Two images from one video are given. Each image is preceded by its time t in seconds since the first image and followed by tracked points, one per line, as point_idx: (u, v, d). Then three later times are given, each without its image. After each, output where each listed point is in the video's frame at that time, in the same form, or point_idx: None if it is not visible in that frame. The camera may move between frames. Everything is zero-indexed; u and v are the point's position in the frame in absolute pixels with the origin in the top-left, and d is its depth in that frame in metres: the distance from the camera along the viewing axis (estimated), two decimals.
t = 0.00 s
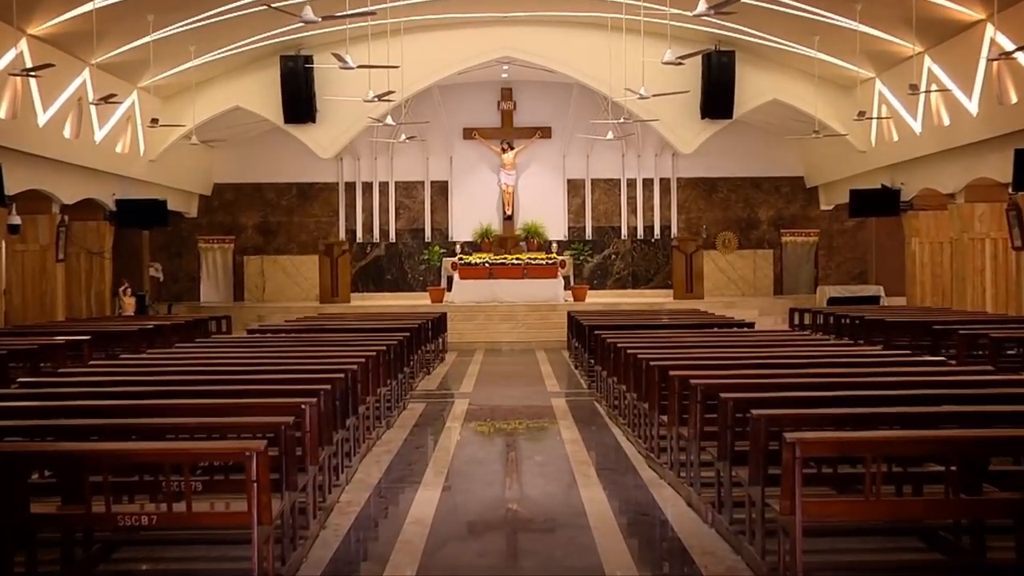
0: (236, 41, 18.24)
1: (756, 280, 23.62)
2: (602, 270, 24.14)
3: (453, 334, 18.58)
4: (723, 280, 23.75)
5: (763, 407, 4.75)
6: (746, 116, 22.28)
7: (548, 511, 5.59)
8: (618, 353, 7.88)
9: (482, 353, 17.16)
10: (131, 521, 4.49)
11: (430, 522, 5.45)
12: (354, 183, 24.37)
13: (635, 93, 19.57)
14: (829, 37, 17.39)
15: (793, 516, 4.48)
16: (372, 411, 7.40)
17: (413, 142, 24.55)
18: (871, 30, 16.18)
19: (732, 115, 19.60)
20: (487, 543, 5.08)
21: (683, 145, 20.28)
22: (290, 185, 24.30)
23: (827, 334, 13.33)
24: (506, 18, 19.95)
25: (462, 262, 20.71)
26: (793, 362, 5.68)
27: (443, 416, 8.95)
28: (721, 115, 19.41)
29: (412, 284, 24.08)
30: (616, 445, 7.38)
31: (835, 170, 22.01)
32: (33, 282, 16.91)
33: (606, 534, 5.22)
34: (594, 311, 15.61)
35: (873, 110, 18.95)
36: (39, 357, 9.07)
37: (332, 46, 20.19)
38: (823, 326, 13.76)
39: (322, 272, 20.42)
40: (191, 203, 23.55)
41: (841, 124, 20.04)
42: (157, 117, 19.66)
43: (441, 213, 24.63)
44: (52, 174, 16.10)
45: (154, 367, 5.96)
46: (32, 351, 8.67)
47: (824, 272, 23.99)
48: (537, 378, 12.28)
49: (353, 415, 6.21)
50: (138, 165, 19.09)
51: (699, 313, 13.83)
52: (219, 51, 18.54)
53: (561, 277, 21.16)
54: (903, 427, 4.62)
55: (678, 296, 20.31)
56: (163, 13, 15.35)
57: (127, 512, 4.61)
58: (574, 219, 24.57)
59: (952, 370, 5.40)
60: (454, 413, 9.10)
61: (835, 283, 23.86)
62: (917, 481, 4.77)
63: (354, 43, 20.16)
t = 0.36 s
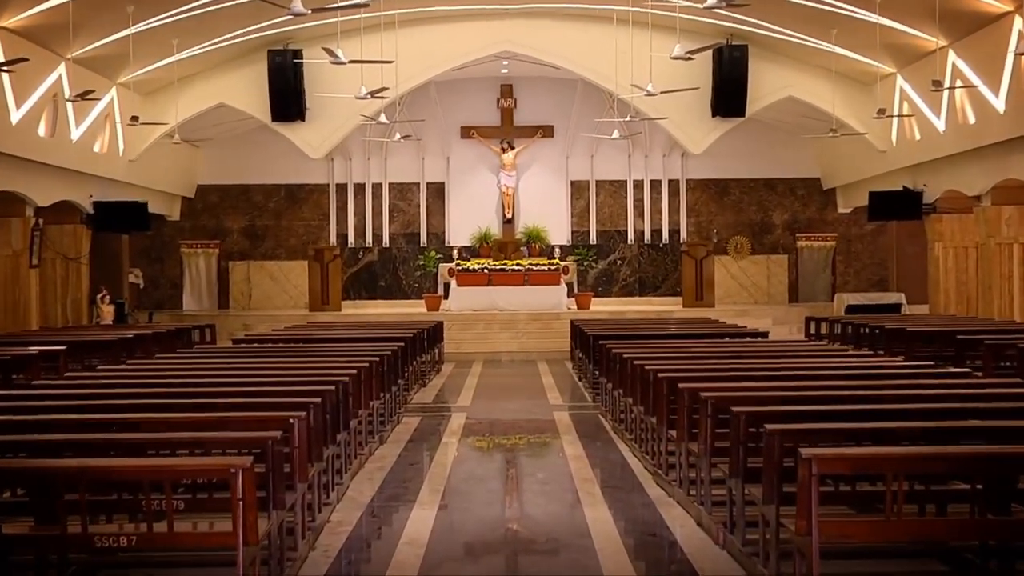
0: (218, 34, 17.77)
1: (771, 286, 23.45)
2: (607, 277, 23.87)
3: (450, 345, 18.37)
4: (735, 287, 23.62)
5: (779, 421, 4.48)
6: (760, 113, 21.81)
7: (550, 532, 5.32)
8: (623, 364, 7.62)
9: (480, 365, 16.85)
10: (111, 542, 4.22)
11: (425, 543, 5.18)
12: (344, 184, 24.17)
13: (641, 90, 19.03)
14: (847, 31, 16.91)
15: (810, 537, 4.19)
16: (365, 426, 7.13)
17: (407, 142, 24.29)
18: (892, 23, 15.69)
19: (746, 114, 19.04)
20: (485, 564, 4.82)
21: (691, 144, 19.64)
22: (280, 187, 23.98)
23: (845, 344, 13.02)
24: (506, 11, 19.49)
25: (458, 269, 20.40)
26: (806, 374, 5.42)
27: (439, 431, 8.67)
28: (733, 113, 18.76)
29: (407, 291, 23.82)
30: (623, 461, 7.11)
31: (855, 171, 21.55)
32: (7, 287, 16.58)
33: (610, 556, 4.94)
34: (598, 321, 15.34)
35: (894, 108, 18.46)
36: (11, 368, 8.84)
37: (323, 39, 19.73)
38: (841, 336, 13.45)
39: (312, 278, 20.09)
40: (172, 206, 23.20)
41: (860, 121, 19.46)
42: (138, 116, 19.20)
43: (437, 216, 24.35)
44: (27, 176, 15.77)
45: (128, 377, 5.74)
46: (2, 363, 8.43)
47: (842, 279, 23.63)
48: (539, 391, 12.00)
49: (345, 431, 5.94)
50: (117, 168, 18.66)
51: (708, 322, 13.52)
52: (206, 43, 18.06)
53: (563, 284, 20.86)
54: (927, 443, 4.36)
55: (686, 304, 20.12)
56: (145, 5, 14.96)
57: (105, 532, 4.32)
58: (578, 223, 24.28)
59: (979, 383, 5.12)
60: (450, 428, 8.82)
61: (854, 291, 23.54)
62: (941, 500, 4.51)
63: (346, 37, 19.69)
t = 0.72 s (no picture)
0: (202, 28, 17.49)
1: (784, 293, 23.04)
2: (612, 283, 23.64)
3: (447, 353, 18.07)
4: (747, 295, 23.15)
5: (793, 435, 4.25)
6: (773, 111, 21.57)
7: (550, 550, 5.09)
8: (629, 373, 7.41)
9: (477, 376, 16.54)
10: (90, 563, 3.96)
11: (421, 562, 4.95)
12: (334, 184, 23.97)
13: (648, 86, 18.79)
14: (865, 25, 16.63)
15: (827, 557, 3.94)
16: (357, 439, 6.90)
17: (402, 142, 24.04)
18: (914, 16, 15.40)
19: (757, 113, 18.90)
20: None
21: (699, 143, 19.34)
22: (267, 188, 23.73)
23: (863, 352, 12.76)
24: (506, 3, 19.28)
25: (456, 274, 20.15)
26: (820, 386, 5.19)
27: (435, 446, 8.43)
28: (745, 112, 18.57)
29: (401, 297, 23.64)
30: (628, 477, 6.88)
31: (874, 172, 21.29)
32: None
33: None
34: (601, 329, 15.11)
35: (915, 106, 18.20)
36: None
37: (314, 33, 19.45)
38: (858, 344, 13.28)
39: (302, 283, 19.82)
40: (153, 208, 22.86)
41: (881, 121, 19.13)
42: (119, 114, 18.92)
43: (433, 219, 24.11)
44: None
45: (102, 389, 5.51)
46: None
47: (859, 285, 23.39)
48: (542, 403, 11.75)
49: (337, 445, 5.72)
50: (94, 168, 18.38)
51: (718, 330, 13.27)
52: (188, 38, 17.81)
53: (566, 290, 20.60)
54: (949, 458, 4.13)
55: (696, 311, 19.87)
56: None
57: (83, 551, 4.09)
58: (581, 227, 24.09)
59: (1006, 397, 4.88)
60: (447, 442, 8.58)
61: (873, 297, 23.31)
62: (963, 518, 4.28)
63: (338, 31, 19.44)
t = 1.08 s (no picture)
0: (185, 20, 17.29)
1: (800, 300, 22.85)
2: (617, 289, 23.32)
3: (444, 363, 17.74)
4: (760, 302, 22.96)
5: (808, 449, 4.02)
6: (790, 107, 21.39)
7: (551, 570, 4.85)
8: (636, 384, 7.20)
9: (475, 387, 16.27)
10: None
11: None
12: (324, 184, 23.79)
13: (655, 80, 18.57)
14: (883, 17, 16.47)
15: None
16: (349, 454, 6.67)
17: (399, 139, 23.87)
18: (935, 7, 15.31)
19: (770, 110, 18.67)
20: None
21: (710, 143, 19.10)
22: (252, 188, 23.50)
23: (885, 363, 12.51)
24: None
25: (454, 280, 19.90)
26: (835, 399, 4.97)
27: (432, 461, 8.19)
28: (759, 109, 18.38)
29: (395, 304, 23.33)
30: (636, 494, 6.65)
31: (895, 171, 21.06)
32: None
33: None
34: (606, 338, 14.87)
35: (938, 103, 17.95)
36: None
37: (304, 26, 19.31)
38: (881, 356, 13.00)
39: (291, 289, 19.61)
40: (134, 211, 22.71)
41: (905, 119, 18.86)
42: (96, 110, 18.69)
43: (429, 220, 23.91)
44: None
45: (83, 400, 5.30)
46: None
47: (881, 292, 22.95)
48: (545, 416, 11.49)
49: (329, 462, 5.48)
50: (71, 166, 18.13)
51: (730, 339, 13.00)
52: (170, 31, 17.63)
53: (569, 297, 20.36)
54: (974, 475, 3.91)
55: (706, 320, 19.63)
56: None
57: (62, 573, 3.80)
58: (586, 230, 23.85)
59: None
60: (444, 457, 8.34)
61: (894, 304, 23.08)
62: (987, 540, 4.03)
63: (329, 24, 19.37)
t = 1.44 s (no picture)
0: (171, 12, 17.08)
1: (814, 306, 22.64)
2: (623, 294, 23.24)
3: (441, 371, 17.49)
4: (771, 308, 22.68)
5: (823, 463, 3.82)
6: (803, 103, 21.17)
7: None
8: (642, 393, 7.00)
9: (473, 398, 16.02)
10: None
11: None
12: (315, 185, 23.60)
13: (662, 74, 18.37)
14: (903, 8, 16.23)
15: None
16: (340, 468, 6.46)
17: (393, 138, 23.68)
18: None
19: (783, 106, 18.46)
20: None
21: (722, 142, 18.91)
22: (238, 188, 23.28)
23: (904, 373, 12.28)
24: None
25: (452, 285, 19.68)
26: (851, 413, 4.76)
27: (428, 475, 7.98)
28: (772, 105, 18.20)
29: (389, 310, 23.17)
30: (642, 510, 6.43)
31: (915, 171, 20.85)
32: None
33: None
34: (609, 346, 14.65)
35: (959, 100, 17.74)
36: None
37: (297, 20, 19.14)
38: (899, 366, 12.75)
39: (281, 293, 19.38)
40: (115, 211, 22.58)
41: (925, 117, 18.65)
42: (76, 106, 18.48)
43: (425, 223, 23.67)
44: None
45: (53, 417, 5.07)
46: None
47: (901, 297, 22.85)
48: (547, 428, 11.24)
49: (320, 477, 5.27)
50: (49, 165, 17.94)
51: (741, 347, 12.77)
52: (152, 24, 17.43)
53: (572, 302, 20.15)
54: (1007, 490, 3.70)
55: (716, 326, 19.41)
56: None
57: None
58: (590, 233, 23.61)
59: None
60: (441, 471, 8.12)
61: (914, 310, 22.84)
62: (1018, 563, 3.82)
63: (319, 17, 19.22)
